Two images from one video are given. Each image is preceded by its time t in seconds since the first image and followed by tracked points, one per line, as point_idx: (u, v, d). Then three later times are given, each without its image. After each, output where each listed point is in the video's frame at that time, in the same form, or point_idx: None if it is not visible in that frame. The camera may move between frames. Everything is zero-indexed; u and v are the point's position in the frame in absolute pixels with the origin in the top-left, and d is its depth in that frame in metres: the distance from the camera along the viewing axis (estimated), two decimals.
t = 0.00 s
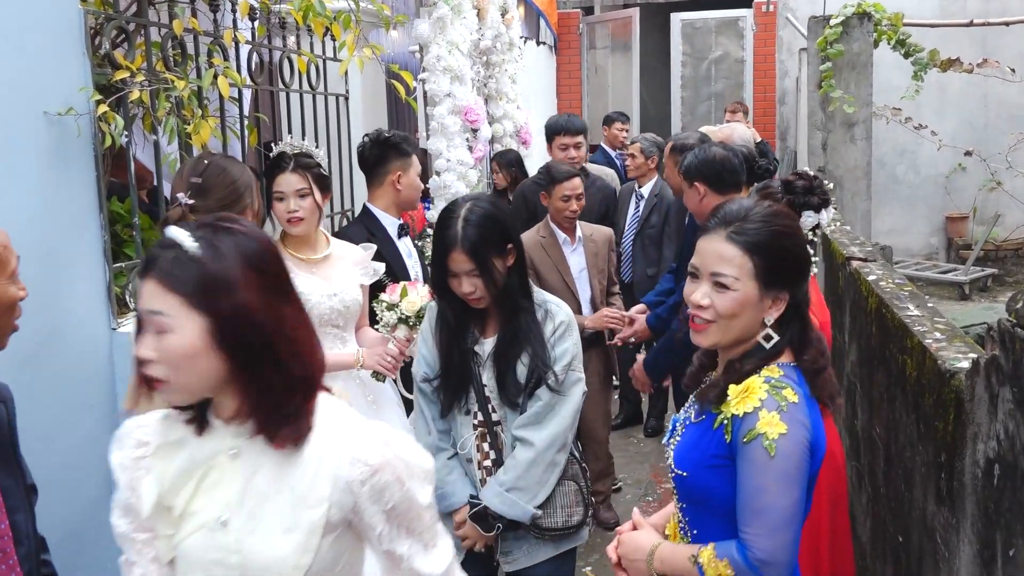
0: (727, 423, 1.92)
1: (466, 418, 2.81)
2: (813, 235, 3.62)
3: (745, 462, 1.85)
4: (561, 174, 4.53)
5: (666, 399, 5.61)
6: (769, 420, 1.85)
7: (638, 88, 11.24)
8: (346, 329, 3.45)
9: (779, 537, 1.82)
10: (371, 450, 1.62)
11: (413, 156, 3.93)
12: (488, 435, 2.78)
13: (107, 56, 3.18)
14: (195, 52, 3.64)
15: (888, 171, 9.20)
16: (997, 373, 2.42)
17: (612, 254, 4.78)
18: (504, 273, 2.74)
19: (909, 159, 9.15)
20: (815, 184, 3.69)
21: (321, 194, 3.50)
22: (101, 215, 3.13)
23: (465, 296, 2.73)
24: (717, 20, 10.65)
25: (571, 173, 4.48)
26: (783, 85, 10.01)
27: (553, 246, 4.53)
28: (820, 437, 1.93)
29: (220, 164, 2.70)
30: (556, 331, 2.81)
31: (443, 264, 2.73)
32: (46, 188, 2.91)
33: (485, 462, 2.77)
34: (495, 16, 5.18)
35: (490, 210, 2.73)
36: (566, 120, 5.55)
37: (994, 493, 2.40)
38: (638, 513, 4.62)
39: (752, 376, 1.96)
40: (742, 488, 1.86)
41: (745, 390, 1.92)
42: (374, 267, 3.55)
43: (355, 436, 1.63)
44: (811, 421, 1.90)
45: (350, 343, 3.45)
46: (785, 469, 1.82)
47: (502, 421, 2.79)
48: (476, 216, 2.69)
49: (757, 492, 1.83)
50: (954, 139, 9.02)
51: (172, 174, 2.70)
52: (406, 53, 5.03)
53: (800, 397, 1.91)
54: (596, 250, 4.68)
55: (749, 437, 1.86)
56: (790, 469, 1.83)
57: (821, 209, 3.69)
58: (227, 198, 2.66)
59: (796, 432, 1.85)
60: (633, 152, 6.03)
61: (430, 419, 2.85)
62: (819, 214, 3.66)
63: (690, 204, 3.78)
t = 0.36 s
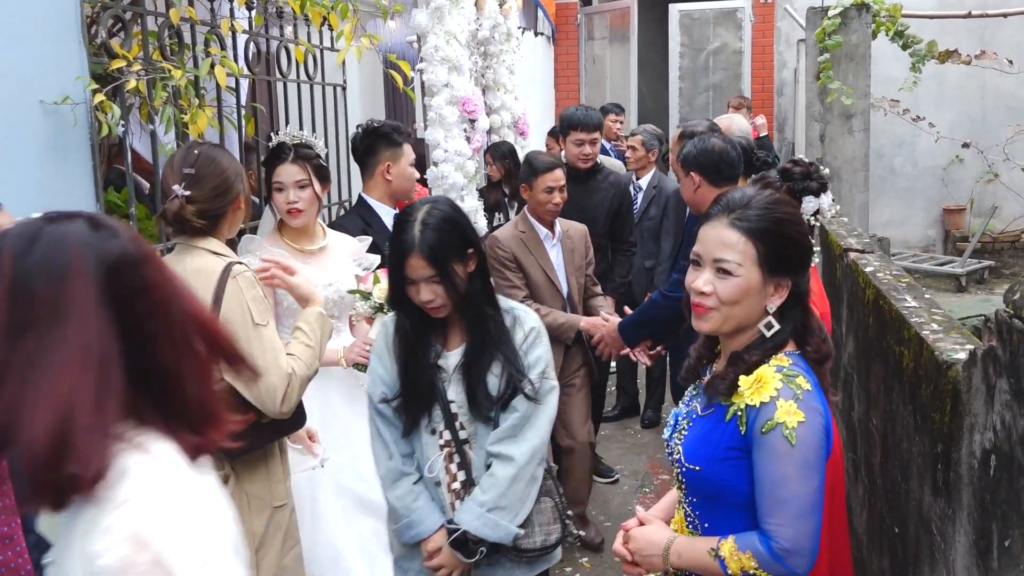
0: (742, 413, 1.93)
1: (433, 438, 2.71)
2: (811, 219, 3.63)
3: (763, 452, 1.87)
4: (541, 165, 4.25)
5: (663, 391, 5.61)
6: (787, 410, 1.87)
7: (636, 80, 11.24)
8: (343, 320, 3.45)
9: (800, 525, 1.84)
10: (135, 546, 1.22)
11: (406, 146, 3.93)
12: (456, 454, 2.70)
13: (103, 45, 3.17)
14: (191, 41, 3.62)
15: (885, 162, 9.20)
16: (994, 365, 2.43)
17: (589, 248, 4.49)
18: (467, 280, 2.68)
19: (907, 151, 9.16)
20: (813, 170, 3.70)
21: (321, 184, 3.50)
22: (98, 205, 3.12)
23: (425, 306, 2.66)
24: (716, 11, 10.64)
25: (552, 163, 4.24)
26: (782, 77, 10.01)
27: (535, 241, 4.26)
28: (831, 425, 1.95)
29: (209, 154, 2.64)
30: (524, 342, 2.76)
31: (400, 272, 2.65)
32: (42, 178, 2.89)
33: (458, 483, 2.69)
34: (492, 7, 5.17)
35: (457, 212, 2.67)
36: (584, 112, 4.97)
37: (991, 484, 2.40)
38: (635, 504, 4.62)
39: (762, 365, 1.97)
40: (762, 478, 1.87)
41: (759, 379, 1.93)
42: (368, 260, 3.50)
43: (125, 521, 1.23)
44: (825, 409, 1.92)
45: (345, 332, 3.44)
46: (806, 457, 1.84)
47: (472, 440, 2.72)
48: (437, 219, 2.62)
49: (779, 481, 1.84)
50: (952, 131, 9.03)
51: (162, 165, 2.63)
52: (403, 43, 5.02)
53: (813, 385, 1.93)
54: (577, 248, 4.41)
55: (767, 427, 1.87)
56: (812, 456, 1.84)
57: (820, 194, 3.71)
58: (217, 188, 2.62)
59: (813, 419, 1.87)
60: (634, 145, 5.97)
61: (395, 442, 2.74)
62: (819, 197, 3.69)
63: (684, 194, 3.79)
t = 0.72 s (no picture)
0: (721, 412, 1.94)
1: (350, 446, 2.05)
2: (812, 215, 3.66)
3: (735, 453, 1.88)
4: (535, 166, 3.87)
5: (659, 386, 5.62)
6: (758, 411, 1.87)
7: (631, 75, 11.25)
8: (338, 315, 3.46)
9: (769, 527, 1.84)
10: None
11: (398, 141, 3.92)
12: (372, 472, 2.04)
13: (97, 40, 3.16)
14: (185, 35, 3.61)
15: (880, 157, 9.21)
16: (989, 358, 2.43)
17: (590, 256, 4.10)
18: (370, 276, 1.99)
19: (901, 145, 9.17)
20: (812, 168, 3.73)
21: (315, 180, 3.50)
22: (93, 200, 3.12)
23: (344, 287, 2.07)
24: (711, 5, 10.63)
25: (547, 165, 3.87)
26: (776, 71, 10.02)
27: (531, 248, 3.87)
28: (815, 427, 1.94)
29: (204, 148, 2.63)
30: (443, 360, 2.00)
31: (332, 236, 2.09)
32: (36, 173, 2.89)
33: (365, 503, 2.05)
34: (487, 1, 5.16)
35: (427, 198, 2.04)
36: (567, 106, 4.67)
37: (986, 477, 2.40)
38: (631, 499, 4.62)
39: (747, 363, 1.98)
40: (734, 480, 1.88)
41: (739, 377, 1.94)
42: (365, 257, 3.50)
43: None
44: (803, 410, 1.91)
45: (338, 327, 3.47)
46: (775, 461, 1.84)
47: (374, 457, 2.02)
48: (380, 198, 1.99)
49: (746, 480, 1.85)
50: (946, 126, 9.03)
51: (156, 158, 2.60)
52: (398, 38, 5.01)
53: (794, 387, 1.92)
54: (576, 256, 3.97)
55: (739, 426, 1.88)
56: (781, 459, 1.84)
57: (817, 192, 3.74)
58: (211, 179, 2.60)
59: (786, 422, 1.86)
60: (631, 140, 5.94)
61: (318, 445, 2.13)
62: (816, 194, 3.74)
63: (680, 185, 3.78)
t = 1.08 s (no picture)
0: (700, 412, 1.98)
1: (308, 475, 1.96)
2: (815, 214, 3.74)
3: (704, 454, 1.92)
4: (547, 165, 3.74)
5: (658, 385, 5.63)
6: (725, 414, 1.91)
7: (631, 74, 11.24)
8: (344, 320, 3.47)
9: (732, 527, 1.87)
10: None
11: (397, 141, 3.91)
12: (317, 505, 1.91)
13: (95, 39, 3.15)
14: (183, 34, 3.60)
15: (879, 156, 9.22)
16: (988, 358, 2.43)
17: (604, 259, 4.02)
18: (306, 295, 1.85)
19: (901, 145, 9.18)
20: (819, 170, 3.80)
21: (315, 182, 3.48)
22: (91, 200, 3.12)
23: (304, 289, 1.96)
24: (710, 5, 10.62)
25: (562, 162, 3.75)
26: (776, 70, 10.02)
27: (539, 251, 3.78)
28: (792, 431, 1.95)
29: (201, 147, 2.64)
30: (367, 391, 1.78)
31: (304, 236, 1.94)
32: (34, 173, 2.88)
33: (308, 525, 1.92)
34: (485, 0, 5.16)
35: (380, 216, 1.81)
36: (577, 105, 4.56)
37: (985, 478, 2.41)
38: (630, 498, 4.62)
39: (731, 368, 2.01)
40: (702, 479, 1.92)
41: (717, 379, 1.99)
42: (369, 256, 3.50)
43: None
44: (776, 414, 1.93)
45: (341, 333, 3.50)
46: (736, 464, 1.87)
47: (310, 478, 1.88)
48: (324, 209, 1.80)
49: (709, 481, 1.89)
50: (946, 125, 9.04)
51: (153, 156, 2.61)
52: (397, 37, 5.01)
53: (768, 392, 1.94)
54: (588, 259, 3.89)
55: (706, 427, 1.93)
56: (742, 461, 1.87)
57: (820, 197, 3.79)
58: (206, 175, 2.61)
59: (751, 426, 1.89)
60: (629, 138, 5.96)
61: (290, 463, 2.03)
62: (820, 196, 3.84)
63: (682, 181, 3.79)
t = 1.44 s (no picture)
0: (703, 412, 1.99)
1: (278, 520, 1.81)
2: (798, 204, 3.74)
3: (707, 455, 1.92)
4: (556, 177, 3.53)
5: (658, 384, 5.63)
6: (728, 415, 1.90)
7: (632, 73, 11.23)
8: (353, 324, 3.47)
9: (733, 529, 1.87)
10: None
11: (400, 139, 3.92)
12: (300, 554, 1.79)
13: (98, 36, 3.16)
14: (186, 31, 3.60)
15: (880, 156, 9.21)
16: (989, 357, 2.43)
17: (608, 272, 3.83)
18: (357, 314, 1.74)
19: (902, 145, 9.18)
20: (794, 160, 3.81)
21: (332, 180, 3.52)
22: (94, 197, 3.12)
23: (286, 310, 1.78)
24: (712, 4, 10.62)
25: (571, 174, 3.53)
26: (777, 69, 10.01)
27: (546, 268, 3.56)
28: (797, 433, 1.95)
29: (201, 144, 2.64)
30: (396, 423, 1.71)
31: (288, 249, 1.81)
32: (37, 170, 2.89)
33: None
34: None
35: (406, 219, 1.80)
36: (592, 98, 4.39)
37: (985, 477, 2.41)
38: (629, 497, 4.63)
39: (738, 367, 2.00)
40: (705, 480, 1.92)
41: (722, 380, 1.99)
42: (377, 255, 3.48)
43: None
44: (780, 416, 1.93)
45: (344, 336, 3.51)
46: (741, 466, 1.87)
47: (302, 525, 1.74)
48: (350, 219, 1.73)
49: (713, 483, 1.89)
50: (947, 125, 9.04)
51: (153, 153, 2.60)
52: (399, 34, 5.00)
53: (772, 394, 1.94)
54: (593, 274, 3.71)
55: (711, 428, 1.92)
56: (745, 464, 1.87)
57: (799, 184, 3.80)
58: (206, 173, 2.61)
59: (755, 428, 1.89)
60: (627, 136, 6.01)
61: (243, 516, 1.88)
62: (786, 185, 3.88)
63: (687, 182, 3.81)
